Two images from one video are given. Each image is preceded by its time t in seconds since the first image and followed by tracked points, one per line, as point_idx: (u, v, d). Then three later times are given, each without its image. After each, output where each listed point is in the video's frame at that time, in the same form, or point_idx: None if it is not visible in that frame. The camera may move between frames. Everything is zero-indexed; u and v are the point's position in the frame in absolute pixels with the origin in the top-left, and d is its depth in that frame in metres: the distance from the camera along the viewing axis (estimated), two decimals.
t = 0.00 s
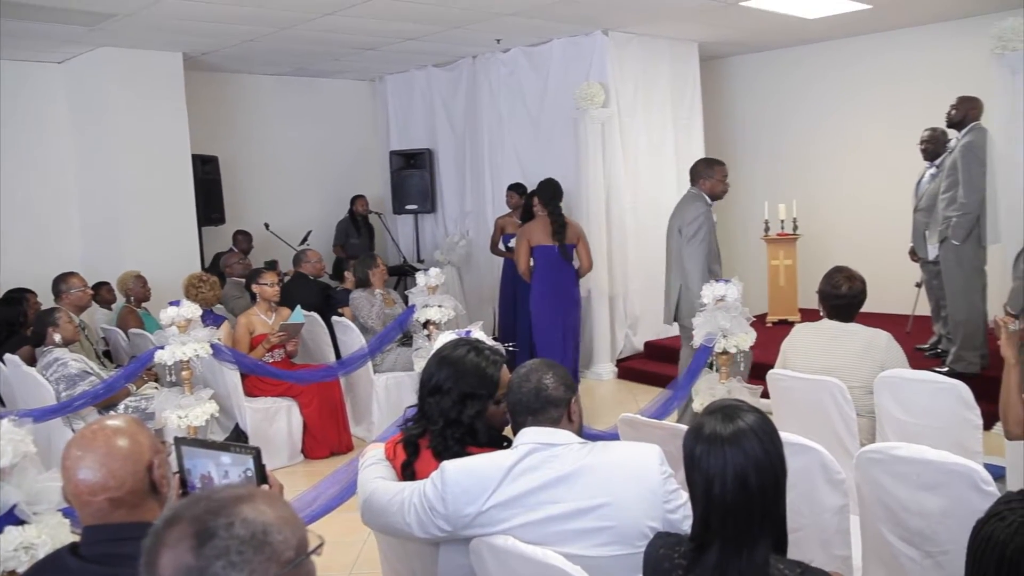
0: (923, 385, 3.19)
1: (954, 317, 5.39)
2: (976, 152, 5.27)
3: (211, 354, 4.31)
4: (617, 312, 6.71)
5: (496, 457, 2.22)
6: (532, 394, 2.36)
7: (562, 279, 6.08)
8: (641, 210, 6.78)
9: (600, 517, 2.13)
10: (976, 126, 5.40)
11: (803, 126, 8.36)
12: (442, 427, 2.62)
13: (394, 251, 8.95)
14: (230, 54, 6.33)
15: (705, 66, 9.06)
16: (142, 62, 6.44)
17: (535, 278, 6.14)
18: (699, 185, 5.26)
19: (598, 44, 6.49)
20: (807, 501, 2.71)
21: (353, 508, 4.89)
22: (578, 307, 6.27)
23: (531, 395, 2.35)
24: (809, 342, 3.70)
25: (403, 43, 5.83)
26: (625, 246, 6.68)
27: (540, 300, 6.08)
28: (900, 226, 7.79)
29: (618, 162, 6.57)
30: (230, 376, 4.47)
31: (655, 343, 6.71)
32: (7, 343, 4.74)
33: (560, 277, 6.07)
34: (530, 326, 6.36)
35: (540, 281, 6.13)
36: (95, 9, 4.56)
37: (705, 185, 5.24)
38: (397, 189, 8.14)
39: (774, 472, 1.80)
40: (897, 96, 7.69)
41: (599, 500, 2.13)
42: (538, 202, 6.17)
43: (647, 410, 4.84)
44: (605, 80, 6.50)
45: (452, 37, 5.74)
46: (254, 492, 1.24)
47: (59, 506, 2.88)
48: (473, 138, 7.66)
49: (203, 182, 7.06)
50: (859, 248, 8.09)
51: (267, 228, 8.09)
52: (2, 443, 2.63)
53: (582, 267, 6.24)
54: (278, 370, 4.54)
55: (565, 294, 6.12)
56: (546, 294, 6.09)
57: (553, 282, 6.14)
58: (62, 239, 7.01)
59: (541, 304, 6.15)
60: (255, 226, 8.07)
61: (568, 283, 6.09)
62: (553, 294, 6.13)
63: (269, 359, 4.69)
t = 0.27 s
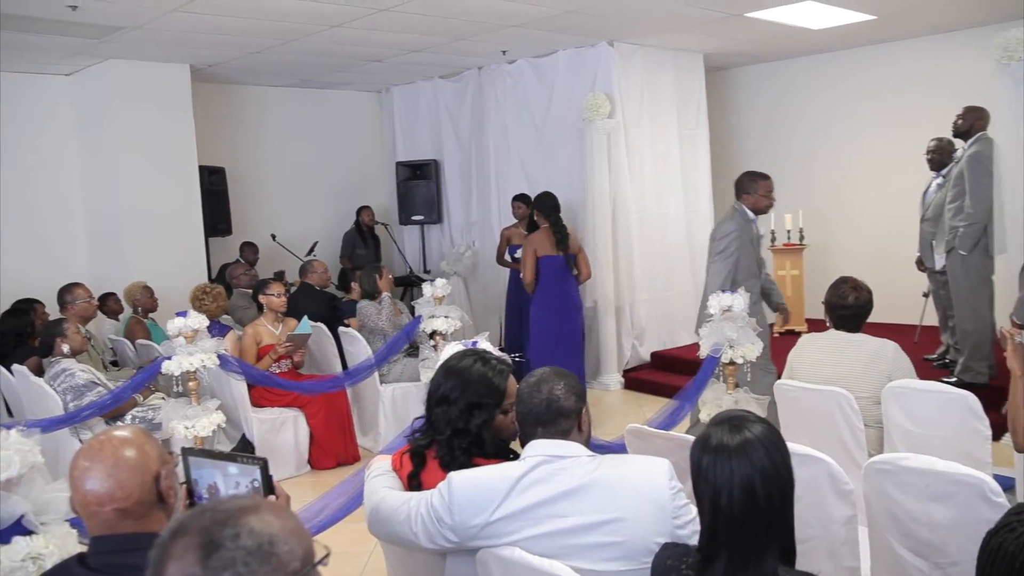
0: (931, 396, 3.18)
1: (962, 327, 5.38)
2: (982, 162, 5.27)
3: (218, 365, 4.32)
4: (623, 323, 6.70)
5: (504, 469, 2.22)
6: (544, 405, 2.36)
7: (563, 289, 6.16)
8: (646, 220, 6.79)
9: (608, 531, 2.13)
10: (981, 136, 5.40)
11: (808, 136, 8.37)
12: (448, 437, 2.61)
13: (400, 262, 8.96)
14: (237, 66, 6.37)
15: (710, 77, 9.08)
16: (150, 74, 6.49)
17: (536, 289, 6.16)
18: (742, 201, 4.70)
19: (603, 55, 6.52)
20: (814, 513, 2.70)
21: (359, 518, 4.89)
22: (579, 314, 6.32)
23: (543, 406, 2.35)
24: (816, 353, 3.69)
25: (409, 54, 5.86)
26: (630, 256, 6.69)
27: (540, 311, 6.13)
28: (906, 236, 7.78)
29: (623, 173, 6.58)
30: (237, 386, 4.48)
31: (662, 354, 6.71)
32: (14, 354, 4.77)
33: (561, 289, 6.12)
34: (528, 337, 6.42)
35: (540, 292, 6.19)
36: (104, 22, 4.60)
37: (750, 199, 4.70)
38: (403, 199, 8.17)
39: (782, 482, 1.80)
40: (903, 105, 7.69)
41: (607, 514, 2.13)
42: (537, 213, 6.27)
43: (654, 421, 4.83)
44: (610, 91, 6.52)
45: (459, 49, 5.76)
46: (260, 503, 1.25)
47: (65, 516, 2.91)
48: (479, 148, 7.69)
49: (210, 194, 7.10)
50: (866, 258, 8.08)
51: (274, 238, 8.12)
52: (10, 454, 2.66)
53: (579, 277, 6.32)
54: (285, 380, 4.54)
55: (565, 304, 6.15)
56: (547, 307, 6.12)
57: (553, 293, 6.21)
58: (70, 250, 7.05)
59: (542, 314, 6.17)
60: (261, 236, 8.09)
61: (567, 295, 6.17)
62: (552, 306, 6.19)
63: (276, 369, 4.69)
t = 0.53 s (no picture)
0: (944, 399, 3.15)
1: (974, 330, 5.35)
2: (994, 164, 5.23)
3: (229, 367, 4.34)
4: (633, 325, 6.70)
5: (515, 472, 2.22)
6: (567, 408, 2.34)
7: (561, 291, 6.32)
8: (657, 222, 6.78)
9: (619, 536, 2.12)
10: (993, 137, 5.38)
11: (819, 137, 8.35)
12: (460, 437, 2.62)
13: (410, 264, 8.98)
14: (247, 69, 6.39)
15: (720, 79, 9.07)
16: (160, 78, 6.52)
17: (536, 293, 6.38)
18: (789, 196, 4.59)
19: (612, 57, 6.52)
20: (826, 516, 2.69)
21: (369, 521, 4.90)
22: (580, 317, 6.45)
23: (564, 409, 2.33)
24: (827, 355, 3.68)
25: (419, 57, 5.88)
26: (641, 258, 6.68)
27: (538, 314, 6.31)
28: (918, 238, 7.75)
29: (633, 175, 6.58)
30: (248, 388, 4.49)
31: (673, 356, 6.69)
32: (27, 355, 4.80)
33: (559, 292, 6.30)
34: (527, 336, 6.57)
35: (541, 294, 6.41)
36: (115, 26, 4.62)
37: (796, 195, 4.55)
38: (413, 202, 8.18)
39: (792, 484, 1.81)
40: (914, 107, 7.66)
41: (618, 519, 2.12)
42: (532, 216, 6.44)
43: (664, 423, 4.82)
44: (620, 93, 6.52)
45: (468, 51, 5.77)
46: (271, 505, 1.25)
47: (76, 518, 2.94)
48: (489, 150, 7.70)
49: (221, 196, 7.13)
50: (877, 260, 8.05)
51: (284, 241, 8.15)
52: (24, 455, 2.68)
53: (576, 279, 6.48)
54: (296, 383, 4.55)
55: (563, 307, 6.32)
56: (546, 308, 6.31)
57: (551, 296, 6.38)
58: (82, 253, 7.08)
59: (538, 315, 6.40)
60: (272, 239, 8.12)
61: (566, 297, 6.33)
62: (551, 309, 6.36)
63: (287, 371, 4.70)
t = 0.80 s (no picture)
0: (978, 400, 3.11)
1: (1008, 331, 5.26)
2: None
3: (258, 365, 4.37)
4: (661, 324, 6.68)
5: (543, 472, 2.21)
6: (587, 407, 2.35)
7: (575, 290, 6.28)
8: (685, 221, 6.75)
9: (646, 538, 2.11)
10: None
11: (849, 136, 8.27)
12: (490, 436, 2.62)
13: (438, 263, 9.01)
14: (275, 70, 6.44)
15: (748, 77, 9.02)
16: (189, 79, 6.58)
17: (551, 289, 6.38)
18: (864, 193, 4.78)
19: (640, 56, 6.49)
20: (859, 518, 2.66)
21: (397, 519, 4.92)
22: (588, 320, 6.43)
23: (586, 407, 2.34)
24: (859, 356, 3.65)
25: (447, 57, 5.89)
26: (669, 257, 6.65)
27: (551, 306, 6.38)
28: (950, 237, 7.65)
29: (661, 173, 6.55)
30: (278, 386, 4.53)
31: (701, 356, 6.66)
32: (61, 352, 4.89)
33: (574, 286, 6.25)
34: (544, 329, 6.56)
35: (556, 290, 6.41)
36: (147, 28, 4.68)
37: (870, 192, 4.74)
38: (440, 201, 8.21)
39: (823, 484, 1.80)
40: (945, 104, 7.56)
41: (645, 521, 2.11)
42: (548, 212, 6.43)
43: (692, 422, 4.81)
44: (648, 91, 6.50)
45: (497, 51, 5.78)
46: (302, 502, 1.26)
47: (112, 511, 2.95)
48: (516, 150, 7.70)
49: (250, 196, 7.20)
50: (909, 260, 7.96)
51: (313, 240, 8.21)
52: (60, 450, 2.68)
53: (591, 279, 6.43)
54: (324, 381, 4.58)
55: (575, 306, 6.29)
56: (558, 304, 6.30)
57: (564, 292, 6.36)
58: (114, 252, 7.18)
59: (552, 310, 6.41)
60: (300, 238, 8.18)
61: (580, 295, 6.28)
62: (563, 303, 6.35)
63: (316, 369, 4.73)
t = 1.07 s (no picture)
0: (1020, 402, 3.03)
1: None
2: None
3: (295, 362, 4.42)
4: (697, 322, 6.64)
5: (578, 469, 2.20)
6: (619, 404, 2.33)
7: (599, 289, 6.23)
8: (722, 220, 6.70)
9: (683, 535, 2.10)
10: None
11: (889, 132, 8.15)
12: (526, 433, 2.62)
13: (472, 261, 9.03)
14: (311, 69, 6.49)
15: (786, 74, 8.92)
16: (227, 78, 6.65)
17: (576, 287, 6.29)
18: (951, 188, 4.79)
19: (676, 53, 6.45)
20: (899, 520, 2.61)
21: (432, 516, 4.93)
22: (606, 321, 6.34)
23: (617, 404, 2.32)
24: (901, 356, 3.59)
25: (483, 55, 5.90)
26: (705, 256, 6.60)
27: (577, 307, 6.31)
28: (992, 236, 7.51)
29: (698, 171, 6.50)
30: (314, 383, 4.58)
31: (737, 354, 6.60)
32: (103, 348, 4.97)
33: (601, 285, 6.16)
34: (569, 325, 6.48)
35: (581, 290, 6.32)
36: (187, 28, 4.73)
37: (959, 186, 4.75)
38: (475, 199, 8.22)
39: (863, 486, 1.77)
40: (987, 101, 7.43)
41: (682, 518, 2.10)
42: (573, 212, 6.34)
43: (728, 421, 4.78)
44: (684, 89, 6.46)
45: (533, 48, 5.77)
46: (339, 497, 1.28)
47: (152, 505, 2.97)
48: (552, 147, 7.69)
49: (287, 194, 7.27)
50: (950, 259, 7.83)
51: (349, 238, 8.26)
52: (101, 444, 2.75)
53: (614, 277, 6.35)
54: (360, 378, 4.62)
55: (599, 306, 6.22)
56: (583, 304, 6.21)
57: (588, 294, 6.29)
58: (153, 250, 7.28)
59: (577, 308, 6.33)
60: (336, 236, 8.24)
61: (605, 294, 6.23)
62: (586, 303, 6.30)
63: (351, 366, 4.75)
